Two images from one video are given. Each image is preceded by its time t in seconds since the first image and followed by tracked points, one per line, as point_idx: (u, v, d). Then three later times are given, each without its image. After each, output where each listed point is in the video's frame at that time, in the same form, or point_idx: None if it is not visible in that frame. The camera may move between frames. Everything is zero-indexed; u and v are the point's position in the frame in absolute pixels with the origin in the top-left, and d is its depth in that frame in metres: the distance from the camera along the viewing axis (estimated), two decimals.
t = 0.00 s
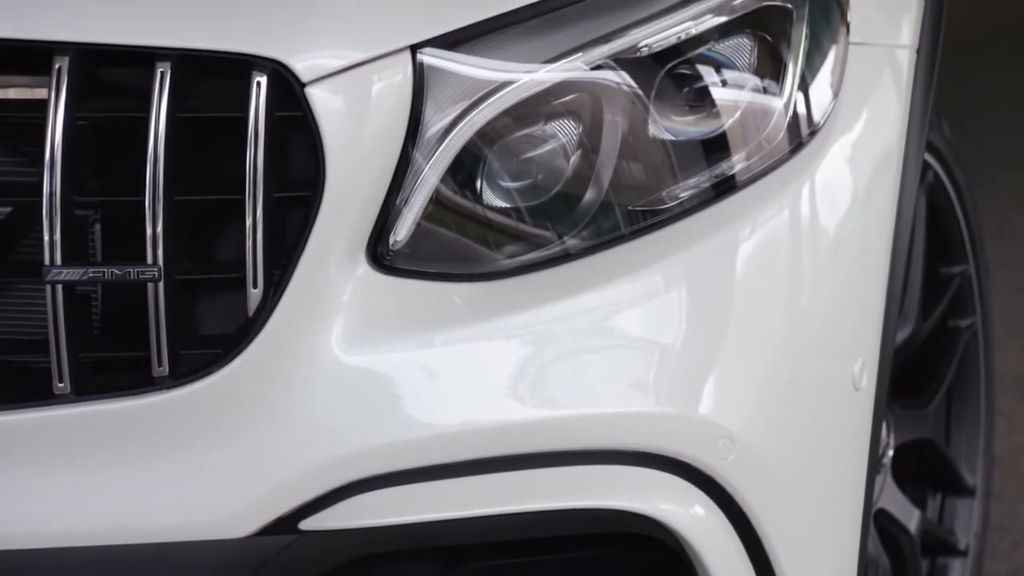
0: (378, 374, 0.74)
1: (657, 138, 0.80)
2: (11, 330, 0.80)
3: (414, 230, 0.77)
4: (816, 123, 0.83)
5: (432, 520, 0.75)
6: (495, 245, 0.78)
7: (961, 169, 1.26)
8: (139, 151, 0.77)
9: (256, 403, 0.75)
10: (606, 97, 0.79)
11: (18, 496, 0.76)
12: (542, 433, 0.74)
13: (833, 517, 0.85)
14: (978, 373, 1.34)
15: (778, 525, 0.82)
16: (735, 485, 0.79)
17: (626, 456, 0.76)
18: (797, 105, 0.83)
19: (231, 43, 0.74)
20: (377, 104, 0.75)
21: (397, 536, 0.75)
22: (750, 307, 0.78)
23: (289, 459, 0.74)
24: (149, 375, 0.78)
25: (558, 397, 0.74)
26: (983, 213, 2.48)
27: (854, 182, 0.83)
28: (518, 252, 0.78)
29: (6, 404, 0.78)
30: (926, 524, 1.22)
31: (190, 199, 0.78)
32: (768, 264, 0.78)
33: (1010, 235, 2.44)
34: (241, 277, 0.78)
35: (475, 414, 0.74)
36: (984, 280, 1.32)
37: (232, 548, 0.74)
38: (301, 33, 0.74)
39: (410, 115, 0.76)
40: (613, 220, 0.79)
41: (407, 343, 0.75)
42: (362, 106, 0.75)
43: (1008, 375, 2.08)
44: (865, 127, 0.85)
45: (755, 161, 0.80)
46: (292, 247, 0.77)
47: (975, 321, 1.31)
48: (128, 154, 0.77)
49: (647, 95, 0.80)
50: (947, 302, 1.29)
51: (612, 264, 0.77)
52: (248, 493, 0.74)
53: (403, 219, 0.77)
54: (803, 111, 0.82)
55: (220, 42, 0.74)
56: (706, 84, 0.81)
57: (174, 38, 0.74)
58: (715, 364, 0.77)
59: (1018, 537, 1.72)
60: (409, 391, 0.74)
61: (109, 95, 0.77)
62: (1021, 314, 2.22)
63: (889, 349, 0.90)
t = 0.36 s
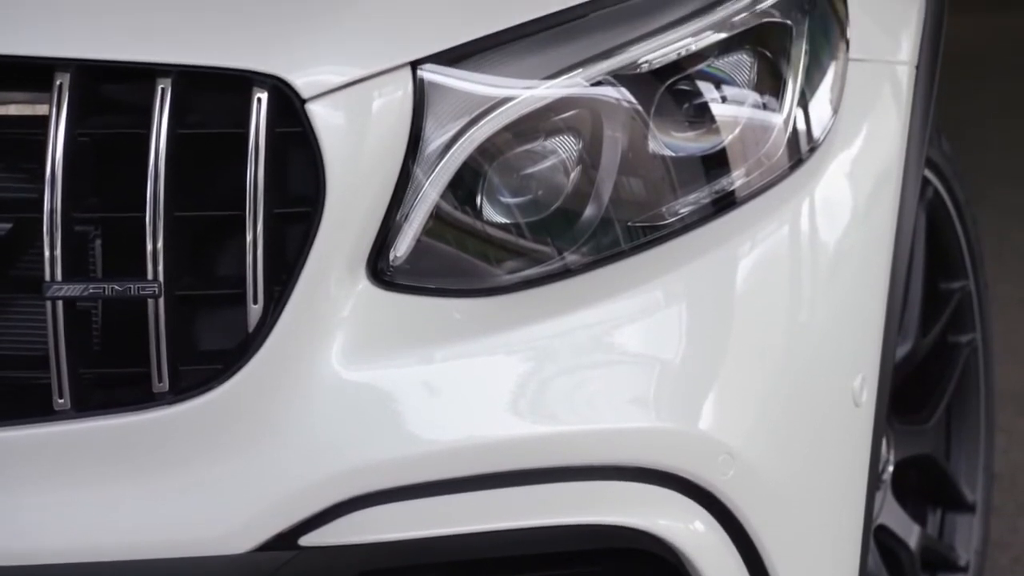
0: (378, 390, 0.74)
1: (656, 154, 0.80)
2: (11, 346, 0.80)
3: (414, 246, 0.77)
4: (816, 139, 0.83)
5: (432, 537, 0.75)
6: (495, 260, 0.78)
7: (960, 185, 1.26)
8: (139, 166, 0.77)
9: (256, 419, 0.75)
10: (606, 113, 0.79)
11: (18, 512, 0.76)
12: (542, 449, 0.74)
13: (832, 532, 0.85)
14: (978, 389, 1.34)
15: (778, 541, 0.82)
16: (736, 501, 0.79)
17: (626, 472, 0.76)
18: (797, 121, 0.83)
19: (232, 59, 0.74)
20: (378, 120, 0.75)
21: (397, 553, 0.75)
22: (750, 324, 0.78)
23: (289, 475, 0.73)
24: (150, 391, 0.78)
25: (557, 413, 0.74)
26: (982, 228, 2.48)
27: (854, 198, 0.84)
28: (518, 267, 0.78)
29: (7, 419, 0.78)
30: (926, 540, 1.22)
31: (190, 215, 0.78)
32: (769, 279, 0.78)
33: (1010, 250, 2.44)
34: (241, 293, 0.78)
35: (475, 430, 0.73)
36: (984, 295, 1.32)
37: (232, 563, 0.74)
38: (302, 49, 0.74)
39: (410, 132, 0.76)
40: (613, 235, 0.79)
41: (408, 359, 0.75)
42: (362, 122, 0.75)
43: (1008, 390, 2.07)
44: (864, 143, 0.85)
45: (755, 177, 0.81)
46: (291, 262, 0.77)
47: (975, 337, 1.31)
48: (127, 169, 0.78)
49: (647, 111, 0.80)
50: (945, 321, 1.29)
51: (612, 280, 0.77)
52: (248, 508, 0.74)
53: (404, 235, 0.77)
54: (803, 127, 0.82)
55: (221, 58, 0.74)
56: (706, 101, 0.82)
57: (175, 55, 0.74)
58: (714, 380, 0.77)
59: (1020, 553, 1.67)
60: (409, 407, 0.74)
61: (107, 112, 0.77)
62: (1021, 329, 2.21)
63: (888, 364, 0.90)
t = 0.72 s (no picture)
0: (378, 405, 0.74)
1: (656, 168, 0.80)
2: (11, 362, 0.80)
3: (414, 260, 0.77)
4: (816, 153, 0.83)
5: (432, 552, 0.75)
6: (495, 274, 0.78)
7: (960, 199, 1.26)
8: (139, 179, 0.77)
9: (256, 433, 0.75)
10: (606, 127, 0.79)
11: (18, 527, 0.76)
12: (543, 464, 0.74)
13: (832, 546, 0.85)
14: (978, 403, 1.34)
15: (777, 554, 0.82)
16: (735, 515, 0.79)
17: (626, 487, 0.76)
18: (797, 134, 0.83)
19: (232, 74, 0.74)
20: (378, 134, 0.75)
21: (397, 569, 0.75)
22: (750, 339, 0.78)
23: (289, 490, 0.73)
24: (149, 406, 0.78)
25: (558, 428, 0.74)
26: (983, 241, 2.49)
27: (853, 213, 0.84)
28: (518, 281, 0.78)
29: (7, 434, 0.78)
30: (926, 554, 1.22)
31: (189, 230, 0.78)
32: (769, 294, 0.78)
33: (1010, 262, 2.44)
34: (241, 308, 0.79)
35: (475, 445, 0.73)
36: (984, 308, 1.33)
37: None
38: (302, 64, 0.75)
39: (410, 146, 0.76)
40: (613, 249, 0.79)
41: (408, 374, 0.75)
42: (362, 136, 0.75)
43: (1009, 404, 2.07)
44: (864, 157, 0.85)
45: (755, 191, 0.81)
46: (291, 276, 0.77)
47: (975, 351, 1.31)
48: (128, 184, 0.78)
49: (647, 125, 0.80)
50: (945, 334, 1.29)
51: (612, 294, 0.77)
52: (248, 523, 0.74)
53: (404, 249, 0.77)
54: (803, 141, 0.82)
55: (222, 73, 0.74)
56: (706, 115, 0.82)
57: (176, 70, 0.74)
58: (714, 395, 0.77)
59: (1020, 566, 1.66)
60: (410, 422, 0.73)
61: (108, 127, 0.77)
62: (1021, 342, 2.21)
63: (887, 379, 0.90)
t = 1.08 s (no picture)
0: (378, 420, 0.74)
1: (656, 183, 0.81)
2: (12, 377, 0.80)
3: (414, 274, 0.77)
4: (816, 168, 0.83)
5: (432, 567, 0.75)
6: (495, 289, 0.78)
7: (960, 214, 1.26)
8: (139, 194, 0.78)
9: (256, 448, 0.75)
10: (606, 142, 0.80)
11: (18, 542, 0.76)
12: (543, 479, 0.74)
13: (831, 560, 0.85)
14: (979, 417, 1.34)
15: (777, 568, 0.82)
16: (735, 530, 0.79)
17: (626, 501, 0.76)
18: (797, 149, 0.83)
19: (233, 89, 0.74)
20: (378, 149, 0.75)
21: None
22: (749, 354, 0.78)
23: (289, 504, 0.73)
24: (150, 420, 0.78)
25: (558, 443, 0.74)
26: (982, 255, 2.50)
27: (853, 227, 0.84)
28: (518, 296, 0.78)
29: (7, 449, 0.78)
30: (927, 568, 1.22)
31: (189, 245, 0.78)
32: (769, 308, 0.78)
33: (1010, 276, 2.45)
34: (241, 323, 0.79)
35: (475, 460, 0.73)
36: (983, 322, 1.33)
37: None
38: (302, 78, 0.74)
39: (410, 161, 0.76)
40: (613, 264, 0.79)
41: (408, 388, 0.75)
42: (362, 151, 0.75)
43: (1009, 419, 2.07)
44: (864, 171, 0.85)
45: (754, 206, 0.81)
46: (292, 291, 0.77)
47: (975, 366, 1.31)
48: (129, 199, 0.78)
49: (647, 140, 0.81)
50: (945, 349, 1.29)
51: (612, 308, 0.77)
52: (247, 537, 0.73)
53: (404, 263, 0.77)
54: (802, 156, 0.83)
55: (222, 88, 0.74)
56: (706, 130, 0.82)
57: (175, 85, 0.74)
58: (715, 409, 0.77)
59: None
60: (410, 437, 0.73)
61: (108, 141, 0.77)
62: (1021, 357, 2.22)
63: (887, 393, 0.91)
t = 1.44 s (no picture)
0: (378, 434, 0.74)
1: (656, 197, 0.81)
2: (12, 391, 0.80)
3: (413, 289, 0.77)
4: (816, 182, 0.83)
5: None
6: (494, 303, 0.78)
7: (959, 229, 1.26)
8: (139, 209, 0.78)
9: (256, 461, 0.75)
10: (605, 156, 0.80)
11: (18, 556, 0.76)
12: (543, 493, 0.74)
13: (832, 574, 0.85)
14: (979, 431, 1.34)
15: None
16: (735, 544, 0.79)
17: (626, 515, 0.76)
18: (796, 163, 0.83)
19: (233, 103, 0.74)
20: (378, 163, 0.75)
21: None
22: (750, 369, 0.78)
23: (288, 519, 0.73)
24: (150, 434, 0.78)
25: (558, 457, 0.74)
26: (983, 269, 2.50)
27: (853, 241, 0.84)
28: (518, 309, 0.78)
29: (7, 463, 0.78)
30: None
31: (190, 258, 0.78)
32: (769, 322, 0.78)
33: (1010, 290, 2.45)
34: (241, 337, 0.79)
35: (475, 474, 0.73)
36: (983, 337, 1.33)
37: None
38: (301, 93, 0.74)
39: (410, 176, 0.76)
40: (613, 278, 0.79)
41: (408, 403, 0.75)
42: (362, 166, 0.75)
43: (1009, 434, 2.07)
44: (864, 185, 0.85)
45: (754, 221, 0.81)
46: (292, 304, 0.77)
47: (975, 380, 1.31)
48: (129, 214, 0.79)
49: (647, 154, 0.81)
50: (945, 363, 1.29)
51: (612, 323, 0.77)
52: (246, 552, 0.73)
53: (404, 277, 0.77)
54: (802, 170, 0.83)
55: (222, 103, 0.74)
56: (706, 144, 0.82)
57: (175, 100, 0.74)
58: (715, 424, 0.77)
59: None
60: (410, 451, 0.73)
61: (107, 156, 0.78)
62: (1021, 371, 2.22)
63: (886, 408, 0.91)
